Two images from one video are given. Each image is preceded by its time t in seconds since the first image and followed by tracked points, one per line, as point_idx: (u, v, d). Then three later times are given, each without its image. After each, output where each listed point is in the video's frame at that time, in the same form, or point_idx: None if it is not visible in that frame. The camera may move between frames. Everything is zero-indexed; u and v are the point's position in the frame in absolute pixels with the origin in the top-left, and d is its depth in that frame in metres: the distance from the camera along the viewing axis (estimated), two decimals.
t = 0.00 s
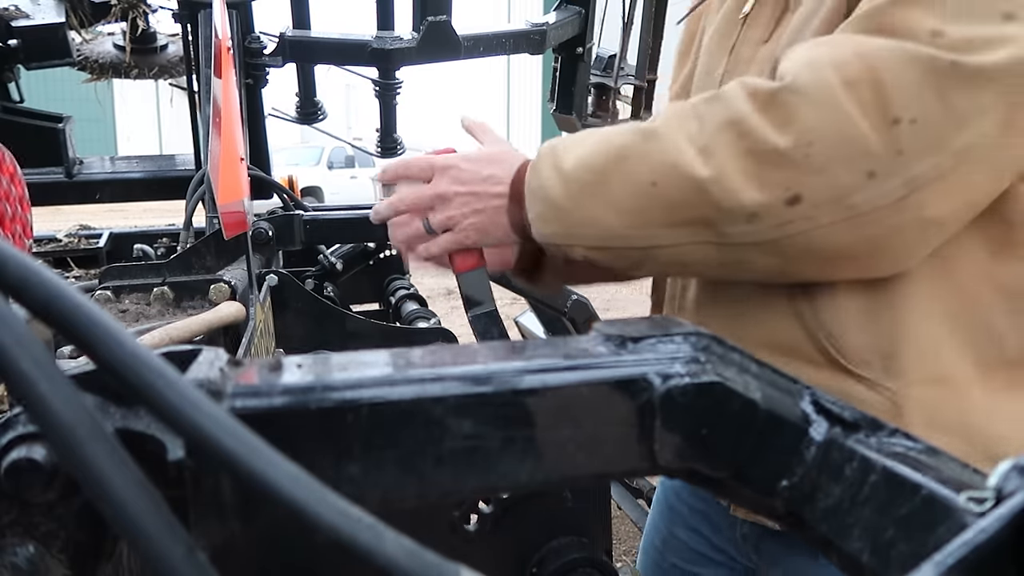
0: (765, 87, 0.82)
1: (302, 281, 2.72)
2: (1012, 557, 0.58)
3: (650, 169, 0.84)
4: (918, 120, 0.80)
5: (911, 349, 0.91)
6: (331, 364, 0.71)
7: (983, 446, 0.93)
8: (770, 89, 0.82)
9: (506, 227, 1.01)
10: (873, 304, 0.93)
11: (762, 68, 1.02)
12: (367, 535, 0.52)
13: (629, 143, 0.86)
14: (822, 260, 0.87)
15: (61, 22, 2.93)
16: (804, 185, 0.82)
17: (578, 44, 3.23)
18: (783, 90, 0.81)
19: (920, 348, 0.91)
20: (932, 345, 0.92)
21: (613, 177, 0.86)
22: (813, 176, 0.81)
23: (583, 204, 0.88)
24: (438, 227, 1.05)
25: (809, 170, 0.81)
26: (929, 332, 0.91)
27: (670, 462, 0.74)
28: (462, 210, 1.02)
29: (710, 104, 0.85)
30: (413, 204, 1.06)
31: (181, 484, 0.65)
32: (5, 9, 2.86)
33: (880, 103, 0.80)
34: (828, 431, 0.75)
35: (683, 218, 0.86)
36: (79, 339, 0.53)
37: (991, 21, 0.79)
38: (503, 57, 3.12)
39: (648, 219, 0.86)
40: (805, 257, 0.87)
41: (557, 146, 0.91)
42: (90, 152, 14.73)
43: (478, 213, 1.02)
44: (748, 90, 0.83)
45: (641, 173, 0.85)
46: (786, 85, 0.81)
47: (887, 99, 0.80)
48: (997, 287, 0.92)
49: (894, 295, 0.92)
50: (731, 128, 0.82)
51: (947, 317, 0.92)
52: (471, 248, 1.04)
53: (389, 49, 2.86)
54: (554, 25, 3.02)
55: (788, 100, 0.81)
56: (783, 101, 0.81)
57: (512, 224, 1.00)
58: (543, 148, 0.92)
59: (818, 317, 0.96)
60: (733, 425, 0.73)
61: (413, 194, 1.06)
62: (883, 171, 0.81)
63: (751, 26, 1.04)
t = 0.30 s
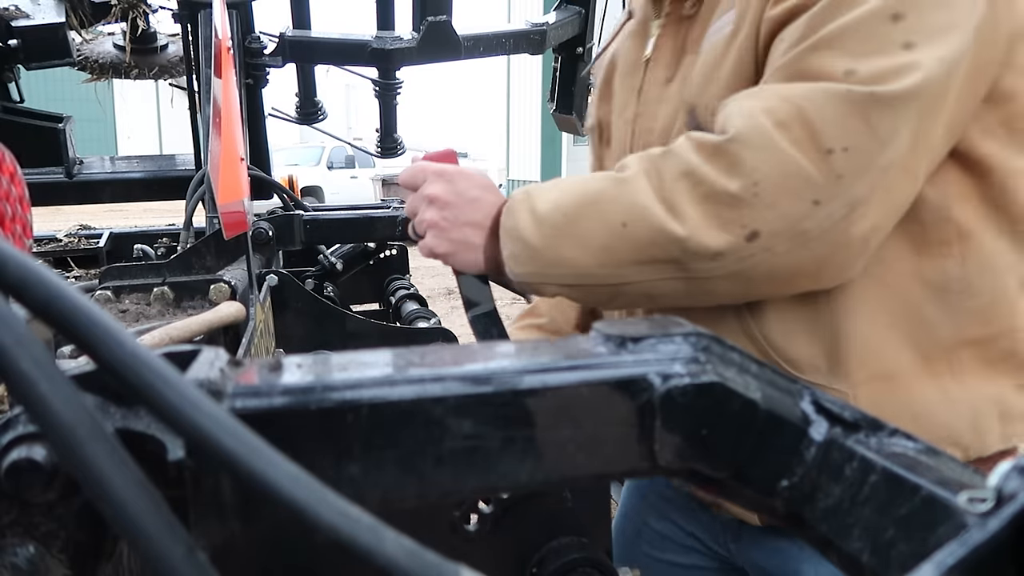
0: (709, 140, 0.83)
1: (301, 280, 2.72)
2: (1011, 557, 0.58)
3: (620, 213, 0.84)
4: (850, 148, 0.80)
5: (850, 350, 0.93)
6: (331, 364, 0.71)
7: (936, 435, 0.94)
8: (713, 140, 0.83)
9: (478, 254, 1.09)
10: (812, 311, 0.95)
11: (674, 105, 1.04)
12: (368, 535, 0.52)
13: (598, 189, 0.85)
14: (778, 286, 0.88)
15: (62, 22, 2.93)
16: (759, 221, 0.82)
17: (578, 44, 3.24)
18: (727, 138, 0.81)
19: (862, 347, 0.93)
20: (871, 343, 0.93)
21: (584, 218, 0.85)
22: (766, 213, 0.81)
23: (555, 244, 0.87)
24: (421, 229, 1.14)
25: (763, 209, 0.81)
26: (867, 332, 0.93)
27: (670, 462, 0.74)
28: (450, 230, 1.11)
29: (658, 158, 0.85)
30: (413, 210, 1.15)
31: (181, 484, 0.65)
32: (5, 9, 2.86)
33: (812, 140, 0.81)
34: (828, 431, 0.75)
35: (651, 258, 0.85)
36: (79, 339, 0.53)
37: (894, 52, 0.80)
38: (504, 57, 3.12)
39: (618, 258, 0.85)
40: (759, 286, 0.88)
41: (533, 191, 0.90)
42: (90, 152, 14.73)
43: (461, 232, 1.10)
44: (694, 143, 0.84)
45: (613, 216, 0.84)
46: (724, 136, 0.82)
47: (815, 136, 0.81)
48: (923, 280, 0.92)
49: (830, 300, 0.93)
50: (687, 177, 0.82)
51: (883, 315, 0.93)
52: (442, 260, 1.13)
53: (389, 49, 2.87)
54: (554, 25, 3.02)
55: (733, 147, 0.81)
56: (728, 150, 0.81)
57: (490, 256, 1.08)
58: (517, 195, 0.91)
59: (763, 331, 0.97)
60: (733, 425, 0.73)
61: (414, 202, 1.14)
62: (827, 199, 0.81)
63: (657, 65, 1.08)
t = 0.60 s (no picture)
0: (742, 162, 1.03)
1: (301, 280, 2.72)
2: (1012, 557, 0.58)
3: (672, 213, 1.01)
4: (840, 167, 1.07)
5: (793, 334, 1.23)
6: (331, 364, 0.71)
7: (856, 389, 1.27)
8: (742, 162, 1.03)
9: (489, 253, 1.11)
10: (765, 308, 1.23)
11: (607, 154, 1.33)
12: (367, 535, 0.52)
13: (645, 193, 1.02)
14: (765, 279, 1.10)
15: (61, 22, 2.93)
16: (789, 226, 1.04)
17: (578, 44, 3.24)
18: (756, 160, 1.03)
19: (802, 331, 1.23)
20: (808, 327, 1.23)
21: (630, 217, 1.01)
22: (797, 219, 1.04)
23: (599, 240, 1.02)
24: (425, 231, 1.15)
25: (793, 216, 1.03)
26: (808, 320, 1.23)
27: (670, 462, 0.74)
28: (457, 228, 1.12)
29: (691, 171, 1.04)
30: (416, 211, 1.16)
31: (181, 484, 0.65)
32: (5, 9, 2.86)
33: (815, 162, 1.05)
34: (828, 431, 0.75)
35: (694, 255, 1.03)
36: (78, 340, 0.53)
37: (835, 89, 1.08)
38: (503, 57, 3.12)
39: (661, 253, 1.02)
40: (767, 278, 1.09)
41: (563, 190, 1.04)
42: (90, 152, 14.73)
43: (468, 232, 1.11)
44: (724, 162, 1.04)
45: (663, 217, 1.01)
46: (757, 158, 1.03)
47: (816, 156, 1.05)
48: (833, 271, 1.23)
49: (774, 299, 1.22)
50: (727, 187, 1.02)
51: (813, 303, 1.23)
52: (448, 260, 1.15)
53: (389, 49, 2.92)
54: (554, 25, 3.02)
55: (765, 167, 1.02)
56: (759, 170, 1.03)
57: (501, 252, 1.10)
58: (546, 191, 1.04)
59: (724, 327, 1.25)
60: (733, 425, 0.74)
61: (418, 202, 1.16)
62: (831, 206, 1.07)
63: (574, 128, 1.38)
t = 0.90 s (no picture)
0: (728, 150, 1.09)
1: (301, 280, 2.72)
2: (1013, 557, 0.58)
3: (676, 199, 1.06)
4: (809, 158, 1.15)
5: (755, 330, 1.35)
6: (331, 364, 0.71)
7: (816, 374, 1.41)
8: (732, 151, 1.09)
9: (494, 252, 1.13)
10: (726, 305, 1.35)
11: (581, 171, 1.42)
12: (368, 535, 0.52)
13: (647, 181, 1.06)
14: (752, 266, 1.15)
15: (62, 22, 2.93)
16: (778, 209, 1.10)
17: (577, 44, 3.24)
18: (742, 149, 1.09)
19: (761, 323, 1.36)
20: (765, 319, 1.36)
21: (636, 207, 1.05)
22: (783, 201, 1.11)
23: (610, 228, 1.05)
24: (428, 233, 1.15)
25: (779, 199, 1.10)
26: (761, 313, 1.36)
27: (670, 462, 0.74)
28: (462, 228, 1.12)
29: (682, 163, 1.09)
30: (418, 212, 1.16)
31: (180, 484, 0.65)
32: (5, 9, 2.86)
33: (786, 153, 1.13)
34: (828, 431, 0.75)
35: (695, 240, 1.07)
36: (78, 340, 0.53)
37: (786, 91, 1.18)
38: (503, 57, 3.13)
39: (665, 240, 1.06)
40: (757, 262, 1.15)
41: (568, 182, 1.07)
42: (90, 152, 14.73)
43: (473, 232, 1.12)
44: (712, 152, 1.10)
45: (668, 203, 1.06)
46: (740, 147, 1.09)
47: (783, 150, 1.13)
48: (780, 270, 1.38)
49: (734, 298, 1.35)
50: (720, 173, 1.08)
51: (766, 300, 1.37)
52: (453, 261, 1.15)
53: (389, 49, 2.98)
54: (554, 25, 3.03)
55: (750, 155, 1.09)
56: (746, 157, 1.09)
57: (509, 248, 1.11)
58: (553, 185, 1.07)
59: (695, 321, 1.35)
60: (733, 425, 0.73)
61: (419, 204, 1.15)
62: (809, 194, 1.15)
63: (546, 156, 1.48)
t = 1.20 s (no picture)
0: (725, 145, 1.09)
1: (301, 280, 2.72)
2: (1013, 557, 0.58)
3: (672, 196, 1.06)
4: (808, 151, 1.14)
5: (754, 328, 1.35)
6: (331, 364, 0.71)
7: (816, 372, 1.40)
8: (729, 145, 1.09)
9: (494, 252, 1.13)
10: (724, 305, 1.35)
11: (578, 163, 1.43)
12: (368, 535, 0.52)
13: (642, 179, 1.06)
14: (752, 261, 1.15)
15: (62, 22, 2.93)
16: (776, 203, 1.10)
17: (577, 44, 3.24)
18: (739, 143, 1.08)
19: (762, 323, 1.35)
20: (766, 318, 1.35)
21: (632, 205, 1.05)
22: (780, 196, 1.10)
23: (604, 228, 1.05)
24: (428, 233, 1.15)
25: (776, 193, 1.10)
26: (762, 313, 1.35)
27: (670, 462, 0.74)
28: (461, 229, 1.12)
29: (678, 158, 1.09)
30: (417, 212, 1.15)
31: (181, 484, 0.65)
32: (5, 9, 2.86)
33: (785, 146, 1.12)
34: (828, 431, 0.75)
35: (691, 237, 1.07)
36: (79, 340, 0.53)
37: (785, 81, 1.17)
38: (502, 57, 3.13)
39: (662, 238, 1.06)
40: (758, 255, 1.14)
41: (562, 181, 1.07)
42: (90, 152, 14.73)
43: (473, 232, 1.12)
44: (708, 148, 1.09)
45: (664, 200, 1.06)
46: (736, 141, 1.09)
47: (782, 143, 1.12)
48: (781, 266, 1.36)
49: (733, 294, 1.34)
50: (715, 168, 1.08)
51: (767, 297, 1.36)
52: (452, 262, 1.15)
53: (389, 49, 2.99)
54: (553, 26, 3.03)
55: (747, 149, 1.08)
56: (742, 151, 1.08)
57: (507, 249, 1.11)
58: (547, 185, 1.07)
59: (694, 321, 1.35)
60: (733, 425, 0.73)
61: (419, 204, 1.15)
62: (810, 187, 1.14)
63: (544, 148, 1.48)
